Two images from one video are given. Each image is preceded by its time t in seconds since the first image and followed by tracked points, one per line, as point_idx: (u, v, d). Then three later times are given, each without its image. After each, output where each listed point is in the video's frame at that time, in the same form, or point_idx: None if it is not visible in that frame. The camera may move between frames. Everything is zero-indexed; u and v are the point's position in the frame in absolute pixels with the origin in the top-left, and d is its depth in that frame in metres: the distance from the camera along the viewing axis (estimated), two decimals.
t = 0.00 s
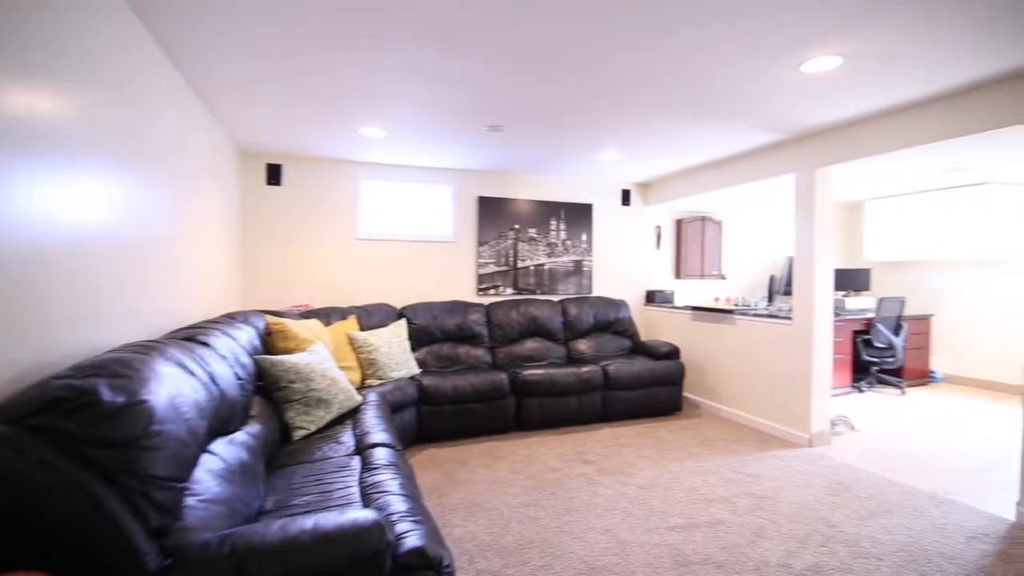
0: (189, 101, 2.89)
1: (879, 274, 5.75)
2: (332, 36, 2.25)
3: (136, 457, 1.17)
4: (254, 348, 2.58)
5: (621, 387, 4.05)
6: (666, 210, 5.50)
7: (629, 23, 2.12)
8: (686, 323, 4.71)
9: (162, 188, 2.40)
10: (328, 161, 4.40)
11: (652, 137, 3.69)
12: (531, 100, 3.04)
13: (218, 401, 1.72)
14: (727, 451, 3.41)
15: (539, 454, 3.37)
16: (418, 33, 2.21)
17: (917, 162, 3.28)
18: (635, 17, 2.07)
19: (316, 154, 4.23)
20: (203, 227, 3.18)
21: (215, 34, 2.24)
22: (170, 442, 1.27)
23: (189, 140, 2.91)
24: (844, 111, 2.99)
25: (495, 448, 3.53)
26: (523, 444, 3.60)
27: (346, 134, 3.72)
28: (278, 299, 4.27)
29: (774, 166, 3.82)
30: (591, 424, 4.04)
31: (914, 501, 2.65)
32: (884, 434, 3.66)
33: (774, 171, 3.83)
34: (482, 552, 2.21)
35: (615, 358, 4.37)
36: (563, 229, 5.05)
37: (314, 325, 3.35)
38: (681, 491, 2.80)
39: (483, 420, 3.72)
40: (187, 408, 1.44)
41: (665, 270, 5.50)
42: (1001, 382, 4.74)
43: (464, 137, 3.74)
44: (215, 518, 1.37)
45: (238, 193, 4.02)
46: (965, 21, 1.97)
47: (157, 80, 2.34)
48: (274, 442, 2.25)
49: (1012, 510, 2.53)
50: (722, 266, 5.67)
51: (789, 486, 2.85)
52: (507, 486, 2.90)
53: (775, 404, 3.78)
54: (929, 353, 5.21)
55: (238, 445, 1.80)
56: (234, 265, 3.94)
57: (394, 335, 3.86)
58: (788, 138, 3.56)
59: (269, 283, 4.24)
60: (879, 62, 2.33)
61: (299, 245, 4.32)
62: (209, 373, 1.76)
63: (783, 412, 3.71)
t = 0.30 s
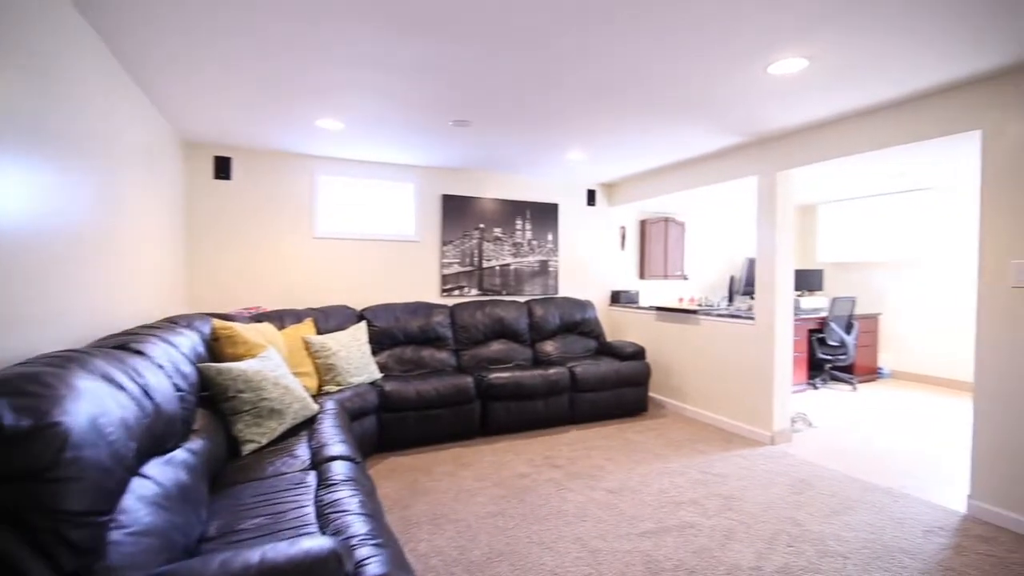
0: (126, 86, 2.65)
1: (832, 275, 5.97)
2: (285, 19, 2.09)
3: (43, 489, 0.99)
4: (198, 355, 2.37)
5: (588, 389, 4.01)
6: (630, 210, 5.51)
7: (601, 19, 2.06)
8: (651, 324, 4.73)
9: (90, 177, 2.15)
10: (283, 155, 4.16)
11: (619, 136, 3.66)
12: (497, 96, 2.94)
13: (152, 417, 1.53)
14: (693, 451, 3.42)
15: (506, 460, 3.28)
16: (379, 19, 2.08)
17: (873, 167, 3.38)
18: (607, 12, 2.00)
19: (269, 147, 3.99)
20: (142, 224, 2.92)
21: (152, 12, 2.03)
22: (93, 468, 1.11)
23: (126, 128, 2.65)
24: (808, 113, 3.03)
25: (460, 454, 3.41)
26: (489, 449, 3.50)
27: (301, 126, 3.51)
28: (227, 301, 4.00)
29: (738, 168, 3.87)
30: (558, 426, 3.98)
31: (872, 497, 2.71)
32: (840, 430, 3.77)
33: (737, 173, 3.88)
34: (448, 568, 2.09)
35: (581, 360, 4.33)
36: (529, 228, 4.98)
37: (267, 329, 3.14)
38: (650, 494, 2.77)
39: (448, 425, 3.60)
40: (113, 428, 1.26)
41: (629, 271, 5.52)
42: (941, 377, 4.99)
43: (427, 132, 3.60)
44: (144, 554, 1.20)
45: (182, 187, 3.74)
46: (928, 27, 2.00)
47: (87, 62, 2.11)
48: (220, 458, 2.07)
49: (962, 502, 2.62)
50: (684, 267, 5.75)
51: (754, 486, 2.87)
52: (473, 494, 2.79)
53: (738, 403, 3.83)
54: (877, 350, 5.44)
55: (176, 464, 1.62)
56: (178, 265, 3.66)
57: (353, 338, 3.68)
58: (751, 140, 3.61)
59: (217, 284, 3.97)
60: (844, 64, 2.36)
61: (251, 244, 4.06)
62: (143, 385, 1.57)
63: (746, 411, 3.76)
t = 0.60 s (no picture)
0: (55, 73, 2.40)
1: (787, 276, 6.17)
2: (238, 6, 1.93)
3: None
4: (135, 367, 2.16)
5: (555, 392, 3.96)
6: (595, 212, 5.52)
7: (572, 16, 2.00)
8: (617, 325, 4.73)
9: (11, 169, 1.88)
10: (233, 149, 3.91)
11: (587, 137, 3.63)
12: (465, 92, 2.84)
13: (77, 439, 1.36)
14: (661, 453, 3.41)
15: (474, 468, 3.18)
16: (340, 8, 1.95)
17: (830, 173, 3.48)
18: (579, 9, 1.94)
19: (219, 140, 3.74)
20: (76, 221, 2.66)
21: None
22: None
23: (57, 120, 2.41)
24: (772, 118, 3.08)
25: (425, 463, 3.28)
26: (456, 457, 3.39)
27: (254, 119, 3.29)
28: (172, 305, 3.72)
29: (702, 171, 3.92)
30: (526, 431, 3.91)
31: (833, 494, 2.77)
32: (799, 428, 3.87)
33: (702, 176, 3.93)
34: None
35: (548, 362, 4.28)
36: (494, 229, 4.89)
37: (215, 335, 2.92)
38: (620, 499, 2.73)
39: (412, 433, 3.46)
40: (25, 455, 1.09)
41: (594, 272, 5.52)
42: (887, 374, 5.23)
43: (389, 128, 3.45)
44: None
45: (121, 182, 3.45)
46: (888, 37, 2.05)
47: (11, 47, 1.89)
48: (160, 480, 1.88)
49: (916, 496, 2.72)
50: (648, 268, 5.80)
51: (721, 487, 2.88)
52: (439, 506, 2.68)
53: (703, 403, 3.87)
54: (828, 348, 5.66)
55: (107, 492, 1.44)
56: (115, 267, 3.37)
57: (310, 344, 3.49)
58: (715, 143, 3.65)
59: (161, 287, 3.69)
60: (808, 71, 2.40)
61: (197, 244, 3.79)
62: (67, 403, 1.39)
63: (711, 411, 3.80)
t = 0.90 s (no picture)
0: None
1: (741, 278, 6.35)
2: None
3: None
4: (56, 381, 1.94)
5: (518, 397, 3.89)
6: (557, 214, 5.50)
7: (537, 14, 1.94)
8: (580, 327, 4.72)
9: None
10: (174, 142, 3.64)
11: (550, 139, 3.60)
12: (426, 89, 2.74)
13: None
14: (624, 456, 3.40)
15: (435, 478, 3.07)
16: None
17: (784, 179, 3.59)
18: (543, 6, 1.89)
19: (158, 132, 3.47)
20: None
21: None
22: None
23: None
24: (731, 124, 3.14)
25: (384, 474, 3.15)
26: (416, 467, 3.27)
27: (197, 110, 3.06)
28: (105, 311, 3.43)
29: (663, 174, 3.95)
30: (488, 437, 3.82)
31: (791, 492, 2.83)
32: (755, 427, 3.96)
33: (663, 179, 3.96)
34: None
35: (510, 366, 4.21)
36: (455, 230, 4.78)
37: (152, 343, 2.69)
38: (584, 506, 2.69)
39: (369, 443, 3.31)
40: None
41: (556, 274, 5.50)
42: (835, 371, 5.46)
43: (345, 123, 3.30)
44: None
45: (44, 176, 3.14)
46: (845, 46, 2.11)
47: None
48: (82, 508, 1.68)
49: (867, 492, 2.81)
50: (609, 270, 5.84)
51: (684, 489, 2.89)
52: (399, 520, 2.56)
53: (664, 405, 3.90)
54: (780, 348, 5.87)
55: (12, 528, 1.26)
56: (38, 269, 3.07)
57: (259, 351, 3.29)
58: (675, 148, 3.69)
59: (92, 291, 3.39)
60: (768, 78, 2.45)
61: (133, 243, 3.51)
62: None
63: (672, 412, 3.83)
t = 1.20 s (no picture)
0: None
1: (702, 277, 6.46)
2: None
3: None
4: None
5: (483, 400, 3.79)
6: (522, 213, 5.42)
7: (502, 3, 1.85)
8: (545, 328, 4.66)
9: None
10: (107, 131, 3.35)
11: (514, 136, 3.52)
12: (384, 80, 2.60)
13: None
14: (591, 458, 3.36)
15: (396, 487, 2.93)
16: None
17: (744, 179, 3.63)
18: None
19: (90, 121, 3.19)
20: None
21: None
22: None
23: None
24: (695, 123, 3.15)
25: (342, 485, 2.98)
26: (376, 476, 3.12)
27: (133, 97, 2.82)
28: (27, 317, 3.11)
29: (628, 173, 3.93)
30: (452, 442, 3.70)
31: (754, 490, 2.85)
32: (717, 425, 4.00)
33: (628, 177, 3.94)
34: None
35: (475, 368, 4.11)
36: (418, 229, 4.64)
37: (79, 351, 2.45)
38: (551, 512, 2.62)
39: (326, 452, 3.14)
40: None
41: (521, 274, 5.43)
42: (790, 368, 5.65)
43: (300, 115, 3.11)
44: None
45: None
46: (808, 46, 2.13)
47: None
48: None
49: (827, 487, 2.87)
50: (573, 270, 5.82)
51: (651, 490, 2.86)
52: (357, 534, 2.41)
53: (630, 405, 3.89)
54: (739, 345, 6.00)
55: None
56: None
57: (204, 357, 3.06)
58: (639, 147, 3.68)
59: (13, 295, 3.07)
60: (732, 77, 2.45)
61: (58, 240, 3.19)
62: None
63: (638, 412, 3.82)
